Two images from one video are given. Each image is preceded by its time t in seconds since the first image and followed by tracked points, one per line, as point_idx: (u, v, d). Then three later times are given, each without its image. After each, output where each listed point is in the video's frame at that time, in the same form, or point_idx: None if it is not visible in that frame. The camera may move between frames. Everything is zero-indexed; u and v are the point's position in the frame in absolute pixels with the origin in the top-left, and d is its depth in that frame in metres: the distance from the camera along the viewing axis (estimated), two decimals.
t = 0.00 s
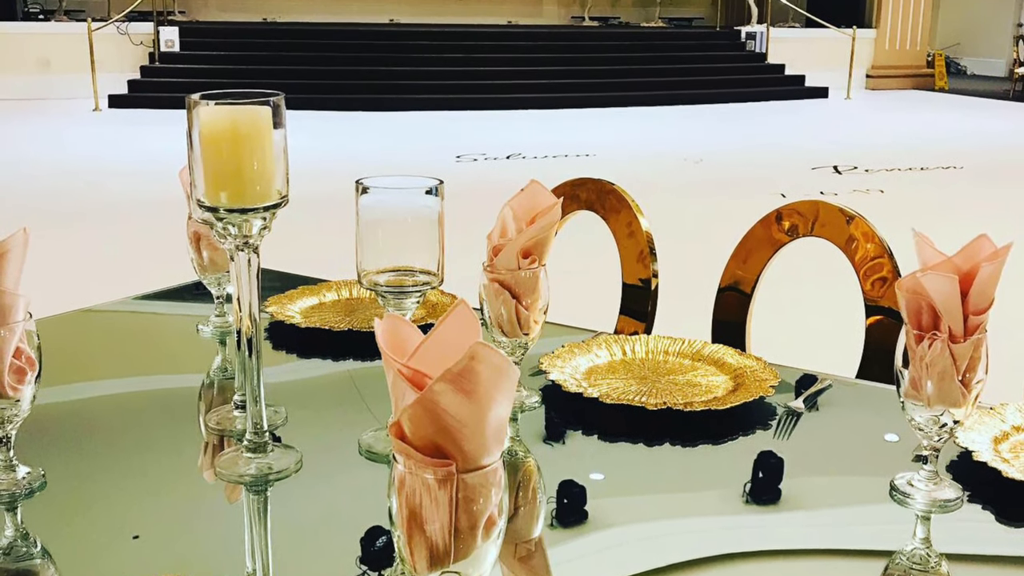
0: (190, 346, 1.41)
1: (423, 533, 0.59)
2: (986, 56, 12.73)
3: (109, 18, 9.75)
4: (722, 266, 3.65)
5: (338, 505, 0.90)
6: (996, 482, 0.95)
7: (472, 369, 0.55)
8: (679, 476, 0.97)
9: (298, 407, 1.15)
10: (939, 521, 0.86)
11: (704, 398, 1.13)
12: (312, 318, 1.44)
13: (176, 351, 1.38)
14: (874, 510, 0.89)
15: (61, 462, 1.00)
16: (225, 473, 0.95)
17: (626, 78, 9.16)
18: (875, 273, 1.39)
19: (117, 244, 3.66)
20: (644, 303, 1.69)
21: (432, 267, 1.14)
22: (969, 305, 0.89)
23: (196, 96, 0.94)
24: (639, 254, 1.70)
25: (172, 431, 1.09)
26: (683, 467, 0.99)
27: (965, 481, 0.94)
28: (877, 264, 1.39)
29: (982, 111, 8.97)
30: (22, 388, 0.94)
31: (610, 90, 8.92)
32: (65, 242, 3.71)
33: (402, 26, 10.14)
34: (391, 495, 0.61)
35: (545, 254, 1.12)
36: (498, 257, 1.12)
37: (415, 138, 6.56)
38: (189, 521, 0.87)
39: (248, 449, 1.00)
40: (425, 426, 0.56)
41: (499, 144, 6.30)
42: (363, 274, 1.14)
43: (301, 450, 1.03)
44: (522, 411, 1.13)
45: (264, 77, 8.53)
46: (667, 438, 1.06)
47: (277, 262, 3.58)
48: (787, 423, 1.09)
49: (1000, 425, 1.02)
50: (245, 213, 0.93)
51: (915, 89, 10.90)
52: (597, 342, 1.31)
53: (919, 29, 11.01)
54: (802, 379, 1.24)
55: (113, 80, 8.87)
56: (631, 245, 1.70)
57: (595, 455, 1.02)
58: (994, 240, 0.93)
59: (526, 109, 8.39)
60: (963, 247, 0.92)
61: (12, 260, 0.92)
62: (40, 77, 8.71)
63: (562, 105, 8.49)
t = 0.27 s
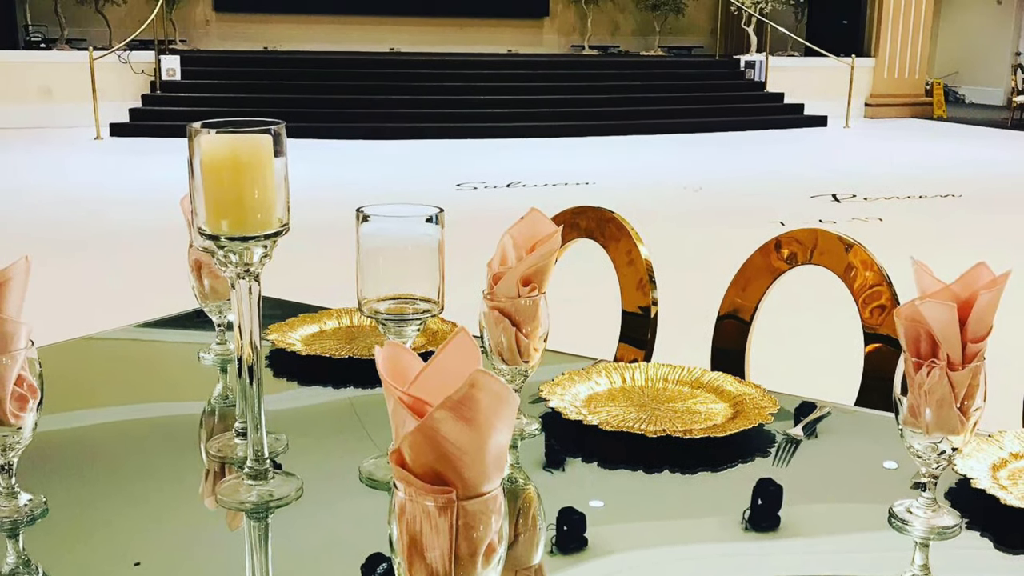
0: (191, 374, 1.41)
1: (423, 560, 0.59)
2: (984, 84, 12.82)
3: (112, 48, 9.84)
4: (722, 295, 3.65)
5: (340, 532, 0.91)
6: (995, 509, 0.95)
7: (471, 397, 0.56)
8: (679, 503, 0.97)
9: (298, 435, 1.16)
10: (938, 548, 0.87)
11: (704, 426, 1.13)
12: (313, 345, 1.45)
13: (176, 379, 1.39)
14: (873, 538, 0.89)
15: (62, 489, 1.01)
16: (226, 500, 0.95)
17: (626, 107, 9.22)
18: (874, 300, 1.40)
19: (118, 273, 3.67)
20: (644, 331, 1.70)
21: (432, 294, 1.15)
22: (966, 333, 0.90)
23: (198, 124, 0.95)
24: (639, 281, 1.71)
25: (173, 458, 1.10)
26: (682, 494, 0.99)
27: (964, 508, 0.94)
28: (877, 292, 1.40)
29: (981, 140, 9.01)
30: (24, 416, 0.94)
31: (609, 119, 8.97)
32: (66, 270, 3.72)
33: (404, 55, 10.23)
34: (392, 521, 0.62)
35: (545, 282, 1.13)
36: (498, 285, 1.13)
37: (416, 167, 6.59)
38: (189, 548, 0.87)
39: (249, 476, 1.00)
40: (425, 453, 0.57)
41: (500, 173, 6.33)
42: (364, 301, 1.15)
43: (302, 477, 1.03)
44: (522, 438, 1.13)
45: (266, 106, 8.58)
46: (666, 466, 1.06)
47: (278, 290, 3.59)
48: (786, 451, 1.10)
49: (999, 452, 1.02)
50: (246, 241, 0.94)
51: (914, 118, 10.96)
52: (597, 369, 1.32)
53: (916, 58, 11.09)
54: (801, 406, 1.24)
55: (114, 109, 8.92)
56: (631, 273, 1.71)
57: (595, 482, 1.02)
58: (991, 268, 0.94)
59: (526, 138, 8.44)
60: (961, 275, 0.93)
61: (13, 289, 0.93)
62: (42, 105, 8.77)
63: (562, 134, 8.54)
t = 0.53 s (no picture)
0: (193, 401, 1.42)
1: None
2: (982, 113, 12.88)
3: (115, 77, 9.92)
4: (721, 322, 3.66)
5: (340, 558, 0.91)
6: (994, 535, 0.95)
7: (472, 425, 0.57)
8: (677, 530, 0.97)
9: (299, 462, 1.16)
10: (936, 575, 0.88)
11: (703, 453, 1.14)
12: (314, 373, 1.46)
13: (178, 406, 1.39)
14: (870, 565, 0.90)
15: (64, 516, 1.01)
16: (227, 527, 0.96)
17: (625, 135, 9.28)
18: (873, 327, 1.41)
19: (119, 301, 3.69)
20: (643, 358, 1.72)
21: (432, 322, 1.16)
22: (965, 360, 0.90)
23: (200, 153, 0.97)
24: (638, 309, 1.72)
25: (174, 485, 1.10)
26: (682, 520, 1.00)
27: (962, 534, 0.95)
28: (875, 319, 1.41)
29: (979, 168, 9.05)
30: (25, 443, 0.95)
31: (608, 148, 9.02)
32: (67, 298, 3.73)
33: (405, 84, 10.29)
34: (392, 547, 0.62)
35: (545, 309, 1.14)
36: (498, 313, 1.14)
37: (416, 195, 6.62)
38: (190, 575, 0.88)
39: (250, 503, 1.01)
40: (426, 480, 0.58)
41: (500, 201, 6.36)
42: (364, 328, 1.15)
43: (303, 504, 1.03)
44: (522, 465, 1.14)
45: (267, 134, 8.64)
46: (665, 493, 1.07)
47: (278, 317, 3.59)
48: (785, 478, 1.10)
49: (997, 479, 1.03)
50: (247, 269, 0.95)
51: (913, 147, 11.01)
52: (596, 397, 1.33)
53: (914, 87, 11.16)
54: (800, 433, 1.25)
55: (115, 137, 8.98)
56: (631, 300, 1.72)
57: (595, 509, 1.02)
58: (990, 296, 0.95)
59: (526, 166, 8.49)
60: (960, 303, 0.94)
61: (15, 316, 0.94)
62: (44, 134, 8.83)
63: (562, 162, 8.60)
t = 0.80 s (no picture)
0: (194, 429, 1.42)
1: None
2: (980, 141, 12.94)
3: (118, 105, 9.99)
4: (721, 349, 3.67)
5: None
6: (992, 562, 0.96)
7: (473, 451, 0.58)
8: (677, 556, 0.98)
9: (300, 489, 1.17)
10: None
11: (703, 480, 1.14)
12: (315, 400, 1.46)
13: (179, 433, 1.40)
14: None
15: (66, 543, 1.02)
16: (227, 553, 0.97)
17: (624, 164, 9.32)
18: (872, 354, 1.42)
19: (120, 329, 3.70)
20: (643, 386, 1.72)
21: (432, 349, 1.16)
22: (964, 388, 0.91)
23: (201, 181, 0.98)
24: (638, 337, 1.73)
25: (175, 512, 1.10)
26: (682, 547, 1.00)
27: (960, 561, 0.95)
28: (874, 346, 1.42)
29: (978, 196, 9.08)
30: (27, 470, 0.96)
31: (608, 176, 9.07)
32: (68, 325, 3.74)
33: (406, 113, 10.36)
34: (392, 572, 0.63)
35: (544, 337, 1.15)
36: (498, 340, 1.15)
37: (416, 223, 6.65)
38: None
39: (252, 530, 1.01)
40: (426, 506, 0.59)
41: (499, 229, 6.39)
42: (365, 356, 1.16)
43: (303, 531, 1.04)
44: (522, 492, 1.14)
45: (268, 163, 8.68)
46: (665, 519, 1.07)
47: (278, 344, 3.60)
48: (784, 504, 1.11)
49: (995, 505, 1.03)
50: (248, 296, 0.97)
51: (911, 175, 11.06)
52: (596, 424, 1.33)
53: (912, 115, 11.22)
54: (799, 460, 1.25)
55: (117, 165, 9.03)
56: (630, 328, 1.73)
57: (594, 535, 1.03)
58: (987, 323, 0.95)
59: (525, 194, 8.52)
60: (957, 331, 0.95)
61: (16, 344, 0.95)
62: (46, 162, 8.88)
63: (561, 190, 8.64)
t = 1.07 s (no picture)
0: (195, 455, 1.43)
1: None
2: (979, 168, 12.99)
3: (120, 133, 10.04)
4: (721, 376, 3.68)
5: None
6: None
7: (472, 478, 0.59)
8: None
9: (300, 515, 1.17)
10: None
11: (702, 506, 1.15)
12: (315, 427, 1.47)
13: (180, 459, 1.41)
14: None
15: (68, 569, 1.03)
16: None
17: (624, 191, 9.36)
18: (870, 381, 1.42)
19: (120, 356, 3.71)
20: (642, 412, 1.73)
21: (433, 376, 1.17)
22: (962, 415, 0.92)
23: (202, 208, 0.99)
24: (637, 363, 1.74)
25: (176, 538, 1.11)
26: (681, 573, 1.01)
27: None
28: (872, 373, 1.43)
29: (977, 223, 9.10)
30: (29, 496, 0.96)
31: (607, 203, 9.10)
32: (69, 352, 3.75)
33: (406, 140, 10.41)
34: None
35: (544, 363, 1.16)
36: (499, 367, 1.16)
37: (416, 250, 6.67)
38: None
39: (252, 556, 1.02)
40: (427, 532, 0.59)
41: (499, 256, 6.40)
42: (366, 383, 1.17)
43: (304, 557, 1.04)
44: (522, 518, 1.15)
45: (269, 190, 8.72)
46: (664, 545, 1.08)
47: (278, 371, 3.61)
48: (783, 530, 1.11)
49: (994, 531, 1.04)
50: (248, 323, 0.98)
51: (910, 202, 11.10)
52: (596, 450, 1.34)
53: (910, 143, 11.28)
54: (798, 486, 1.26)
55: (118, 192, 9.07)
56: (630, 354, 1.74)
57: (594, 561, 1.04)
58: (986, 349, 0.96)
59: (525, 221, 8.55)
60: (956, 357, 0.95)
61: (17, 371, 0.96)
62: (48, 189, 8.92)
63: (560, 218, 8.67)
